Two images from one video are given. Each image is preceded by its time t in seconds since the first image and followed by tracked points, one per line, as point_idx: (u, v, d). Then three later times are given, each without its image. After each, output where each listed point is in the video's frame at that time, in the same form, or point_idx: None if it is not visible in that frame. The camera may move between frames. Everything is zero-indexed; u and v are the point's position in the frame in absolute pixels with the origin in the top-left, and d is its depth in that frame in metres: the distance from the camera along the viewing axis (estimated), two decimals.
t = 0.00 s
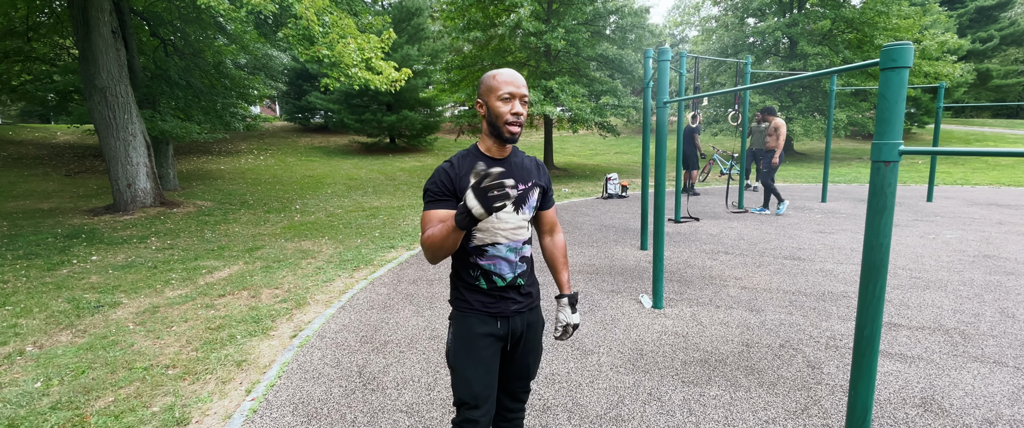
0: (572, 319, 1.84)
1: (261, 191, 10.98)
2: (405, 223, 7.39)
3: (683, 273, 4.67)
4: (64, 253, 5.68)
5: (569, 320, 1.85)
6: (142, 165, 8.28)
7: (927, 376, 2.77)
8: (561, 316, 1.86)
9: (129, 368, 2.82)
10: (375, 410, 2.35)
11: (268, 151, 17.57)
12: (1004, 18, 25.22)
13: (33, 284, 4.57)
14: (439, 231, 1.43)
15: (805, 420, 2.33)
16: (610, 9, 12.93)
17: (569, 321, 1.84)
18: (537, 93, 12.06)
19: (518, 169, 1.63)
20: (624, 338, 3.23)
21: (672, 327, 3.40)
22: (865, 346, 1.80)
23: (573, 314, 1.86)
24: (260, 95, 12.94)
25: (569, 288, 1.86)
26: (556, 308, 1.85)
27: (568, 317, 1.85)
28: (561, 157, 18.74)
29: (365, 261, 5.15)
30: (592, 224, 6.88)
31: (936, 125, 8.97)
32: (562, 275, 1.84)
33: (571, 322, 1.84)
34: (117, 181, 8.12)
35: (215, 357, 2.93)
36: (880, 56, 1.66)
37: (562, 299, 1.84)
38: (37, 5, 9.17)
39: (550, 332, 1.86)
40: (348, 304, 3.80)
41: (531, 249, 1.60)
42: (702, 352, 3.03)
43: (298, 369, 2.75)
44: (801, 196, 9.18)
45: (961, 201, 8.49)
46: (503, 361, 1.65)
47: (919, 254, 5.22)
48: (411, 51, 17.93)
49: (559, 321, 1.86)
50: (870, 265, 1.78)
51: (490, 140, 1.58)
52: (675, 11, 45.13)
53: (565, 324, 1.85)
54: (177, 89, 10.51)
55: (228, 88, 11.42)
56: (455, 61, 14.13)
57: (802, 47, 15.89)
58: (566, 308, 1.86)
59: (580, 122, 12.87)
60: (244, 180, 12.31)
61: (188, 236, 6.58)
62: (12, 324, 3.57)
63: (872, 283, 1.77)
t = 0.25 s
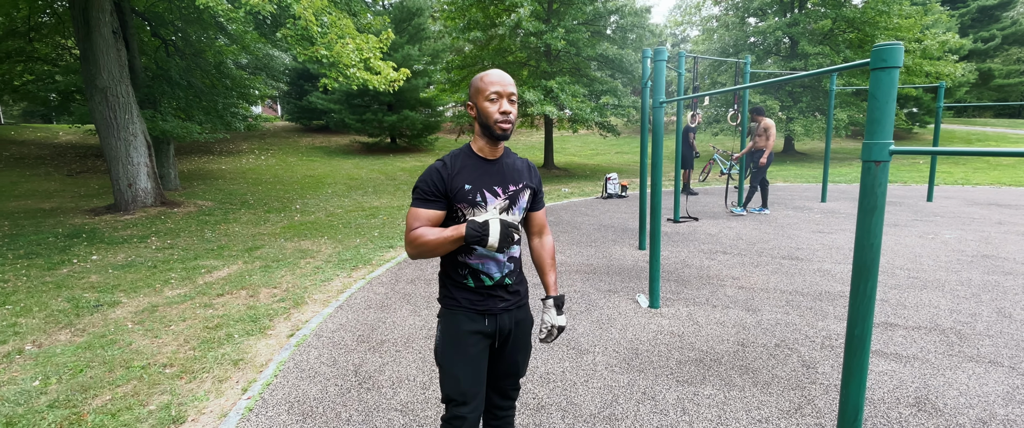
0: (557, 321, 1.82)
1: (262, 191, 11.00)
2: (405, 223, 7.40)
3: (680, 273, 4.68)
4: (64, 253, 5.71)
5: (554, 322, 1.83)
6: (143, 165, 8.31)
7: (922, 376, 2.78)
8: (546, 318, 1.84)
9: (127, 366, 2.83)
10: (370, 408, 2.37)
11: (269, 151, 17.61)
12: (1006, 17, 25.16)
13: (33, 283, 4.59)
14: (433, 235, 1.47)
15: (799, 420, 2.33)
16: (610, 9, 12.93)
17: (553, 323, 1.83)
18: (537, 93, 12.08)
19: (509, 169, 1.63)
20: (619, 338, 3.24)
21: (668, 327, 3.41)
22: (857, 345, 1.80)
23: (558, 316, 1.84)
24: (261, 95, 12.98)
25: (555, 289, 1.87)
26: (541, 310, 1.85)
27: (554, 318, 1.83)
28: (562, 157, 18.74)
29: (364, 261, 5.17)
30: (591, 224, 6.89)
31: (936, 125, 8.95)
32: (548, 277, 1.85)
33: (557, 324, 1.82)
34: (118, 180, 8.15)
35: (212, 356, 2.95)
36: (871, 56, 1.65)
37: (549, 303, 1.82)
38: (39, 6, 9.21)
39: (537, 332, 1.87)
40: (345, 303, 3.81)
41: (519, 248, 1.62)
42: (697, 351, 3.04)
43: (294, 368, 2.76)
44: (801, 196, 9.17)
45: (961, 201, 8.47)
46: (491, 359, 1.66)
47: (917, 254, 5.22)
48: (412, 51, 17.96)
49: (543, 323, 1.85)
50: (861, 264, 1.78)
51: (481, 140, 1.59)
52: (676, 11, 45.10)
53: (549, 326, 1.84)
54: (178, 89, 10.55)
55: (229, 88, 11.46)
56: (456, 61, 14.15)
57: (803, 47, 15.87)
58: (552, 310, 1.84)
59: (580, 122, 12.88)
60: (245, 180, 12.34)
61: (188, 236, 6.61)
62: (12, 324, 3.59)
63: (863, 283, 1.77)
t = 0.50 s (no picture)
0: (543, 322, 1.83)
1: (264, 190, 11.04)
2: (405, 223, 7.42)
3: (679, 273, 4.69)
4: (68, 252, 5.76)
5: (540, 324, 1.84)
6: (146, 164, 8.36)
7: (918, 376, 2.78)
8: (532, 318, 1.86)
9: (128, 364, 2.86)
10: (367, 406, 2.39)
11: (272, 151, 17.67)
12: (1010, 17, 25.05)
13: (36, 282, 4.63)
14: (424, 233, 1.51)
15: (793, 418, 2.35)
16: (612, 9, 12.92)
17: (538, 324, 1.84)
18: (538, 93, 12.10)
19: (499, 169, 1.65)
20: (617, 337, 3.25)
21: (666, 326, 3.42)
22: (850, 345, 1.79)
23: (545, 318, 1.85)
24: (263, 95, 13.04)
25: (545, 290, 1.88)
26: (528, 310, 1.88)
27: (539, 318, 1.85)
28: (563, 157, 18.75)
29: (364, 260, 5.19)
30: (591, 223, 6.90)
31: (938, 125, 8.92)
32: (539, 277, 1.87)
33: (541, 325, 1.84)
34: (121, 180, 8.20)
35: (212, 354, 2.97)
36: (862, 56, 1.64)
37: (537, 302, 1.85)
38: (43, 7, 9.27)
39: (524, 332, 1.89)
40: (345, 302, 3.84)
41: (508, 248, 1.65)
42: (694, 350, 3.05)
43: (293, 366, 2.79)
44: (802, 196, 9.16)
45: (963, 201, 8.45)
46: (481, 355, 1.69)
47: (917, 254, 5.21)
48: (414, 52, 18.00)
49: (530, 324, 1.87)
50: (854, 264, 1.77)
51: (472, 140, 1.62)
52: (679, 11, 44.98)
53: (535, 327, 1.86)
54: (181, 89, 10.60)
55: (231, 88, 11.52)
56: (457, 62, 14.18)
57: (805, 47, 15.85)
58: (538, 311, 1.86)
59: (582, 122, 12.88)
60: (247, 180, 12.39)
61: (190, 235, 6.64)
62: (14, 322, 3.62)
63: (855, 282, 1.76)
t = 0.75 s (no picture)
0: (539, 314, 1.86)
1: (268, 190, 11.09)
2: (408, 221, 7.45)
3: (681, 272, 4.69)
4: (73, 250, 5.81)
5: (536, 315, 1.87)
6: (151, 163, 8.43)
7: (918, 374, 2.78)
8: (529, 310, 1.89)
9: (132, 359, 2.89)
10: (368, 402, 2.41)
11: (276, 151, 17.75)
12: (1016, 16, 24.85)
13: (42, 279, 4.68)
14: (406, 221, 1.55)
15: (792, 415, 2.35)
16: (615, 8, 12.88)
17: (535, 316, 1.87)
18: (541, 93, 12.12)
19: (486, 163, 1.67)
20: (617, 335, 3.26)
21: (666, 324, 3.43)
22: (846, 342, 1.78)
23: (541, 310, 1.88)
24: (268, 95, 13.10)
25: (541, 282, 1.89)
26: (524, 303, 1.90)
27: (535, 311, 1.88)
28: (566, 157, 18.75)
29: (366, 258, 5.22)
30: (593, 223, 6.91)
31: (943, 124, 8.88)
32: (534, 269, 1.87)
33: (538, 317, 1.86)
34: (126, 179, 8.26)
35: (215, 350, 3.00)
36: (860, 53, 1.63)
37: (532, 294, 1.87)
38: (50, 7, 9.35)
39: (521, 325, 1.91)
40: (347, 299, 3.86)
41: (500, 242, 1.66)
42: (694, 348, 3.06)
43: (295, 362, 2.81)
44: (806, 196, 9.13)
45: (968, 201, 8.41)
46: (476, 351, 1.72)
47: (920, 254, 5.19)
48: (417, 51, 18.04)
49: (527, 316, 1.89)
50: (851, 261, 1.76)
51: (458, 136, 1.66)
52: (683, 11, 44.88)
53: (531, 319, 1.88)
54: (186, 89, 10.67)
55: (236, 88, 11.59)
56: (460, 61, 14.21)
57: (809, 46, 15.80)
58: (534, 303, 1.89)
59: (584, 122, 12.88)
60: (251, 180, 12.44)
61: (194, 234, 6.69)
62: (21, 318, 3.67)
63: (852, 279, 1.75)
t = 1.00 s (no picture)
0: (531, 309, 1.88)
1: (275, 189, 11.18)
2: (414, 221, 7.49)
3: (686, 271, 4.69)
4: (84, 248, 5.89)
5: (529, 310, 1.89)
6: (161, 163, 8.52)
7: (923, 373, 2.78)
8: (523, 306, 1.91)
9: (143, 355, 2.94)
10: (375, 397, 2.44)
11: (283, 151, 17.87)
12: None
13: (54, 276, 4.75)
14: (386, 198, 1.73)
15: (795, 413, 2.36)
16: (621, 8, 12.84)
17: (527, 311, 1.89)
18: (546, 92, 12.14)
19: (471, 159, 1.73)
20: (621, 333, 3.28)
21: (671, 323, 3.44)
22: (850, 339, 1.77)
23: (535, 306, 1.89)
24: (275, 95, 13.20)
25: (535, 277, 1.90)
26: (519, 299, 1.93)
27: (528, 307, 1.90)
28: (572, 157, 18.74)
29: (373, 257, 5.26)
30: (598, 222, 6.92)
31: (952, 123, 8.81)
32: (528, 264, 1.89)
33: (530, 312, 1.88)
34: (136, 178, 8.36)
35: (224, 346, 3.04)
36: (863, 51, 1.63)
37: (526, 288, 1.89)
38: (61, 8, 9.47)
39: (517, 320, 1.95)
40: (354, 297, 3.90)
41: (484, 237, 1.73)
42: (698, 347, 3.07)
43: (302, 358, 2.85)
44: (812, 196, 9.09)
45: (977, 201, 8.34)
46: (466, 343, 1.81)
47: (927, 254, 5.16)
48: (423, 52, 18.12)
49: (520, 311, 1.92)
50: (854, 259, 1.75)
51: (444, 135, 1.74)
52: (689, 10, 44.73)
53: (524, 315, 1.91)
54: (194, 89, 10.77)
55: (243, 88, 11.69)
56: (466, 61, 14.25)
57: (817, 45, 15.71)
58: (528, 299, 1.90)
59: (590, 121, 12.87)
60: (259, 179, 12.53)
61: (203, 232, 6.76)
62: (33, 314, 3.73)
63: (855, 275, 1.74)
